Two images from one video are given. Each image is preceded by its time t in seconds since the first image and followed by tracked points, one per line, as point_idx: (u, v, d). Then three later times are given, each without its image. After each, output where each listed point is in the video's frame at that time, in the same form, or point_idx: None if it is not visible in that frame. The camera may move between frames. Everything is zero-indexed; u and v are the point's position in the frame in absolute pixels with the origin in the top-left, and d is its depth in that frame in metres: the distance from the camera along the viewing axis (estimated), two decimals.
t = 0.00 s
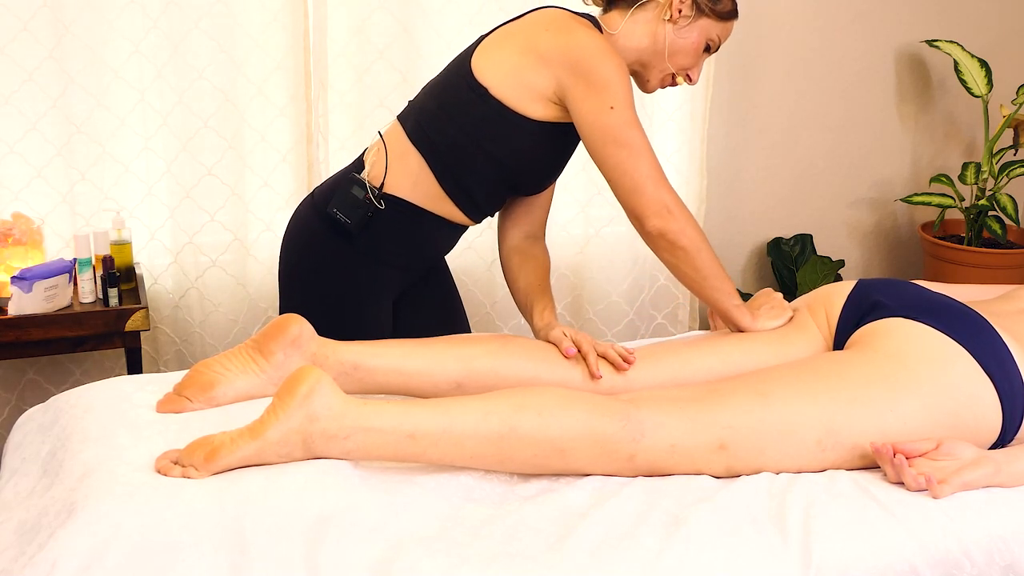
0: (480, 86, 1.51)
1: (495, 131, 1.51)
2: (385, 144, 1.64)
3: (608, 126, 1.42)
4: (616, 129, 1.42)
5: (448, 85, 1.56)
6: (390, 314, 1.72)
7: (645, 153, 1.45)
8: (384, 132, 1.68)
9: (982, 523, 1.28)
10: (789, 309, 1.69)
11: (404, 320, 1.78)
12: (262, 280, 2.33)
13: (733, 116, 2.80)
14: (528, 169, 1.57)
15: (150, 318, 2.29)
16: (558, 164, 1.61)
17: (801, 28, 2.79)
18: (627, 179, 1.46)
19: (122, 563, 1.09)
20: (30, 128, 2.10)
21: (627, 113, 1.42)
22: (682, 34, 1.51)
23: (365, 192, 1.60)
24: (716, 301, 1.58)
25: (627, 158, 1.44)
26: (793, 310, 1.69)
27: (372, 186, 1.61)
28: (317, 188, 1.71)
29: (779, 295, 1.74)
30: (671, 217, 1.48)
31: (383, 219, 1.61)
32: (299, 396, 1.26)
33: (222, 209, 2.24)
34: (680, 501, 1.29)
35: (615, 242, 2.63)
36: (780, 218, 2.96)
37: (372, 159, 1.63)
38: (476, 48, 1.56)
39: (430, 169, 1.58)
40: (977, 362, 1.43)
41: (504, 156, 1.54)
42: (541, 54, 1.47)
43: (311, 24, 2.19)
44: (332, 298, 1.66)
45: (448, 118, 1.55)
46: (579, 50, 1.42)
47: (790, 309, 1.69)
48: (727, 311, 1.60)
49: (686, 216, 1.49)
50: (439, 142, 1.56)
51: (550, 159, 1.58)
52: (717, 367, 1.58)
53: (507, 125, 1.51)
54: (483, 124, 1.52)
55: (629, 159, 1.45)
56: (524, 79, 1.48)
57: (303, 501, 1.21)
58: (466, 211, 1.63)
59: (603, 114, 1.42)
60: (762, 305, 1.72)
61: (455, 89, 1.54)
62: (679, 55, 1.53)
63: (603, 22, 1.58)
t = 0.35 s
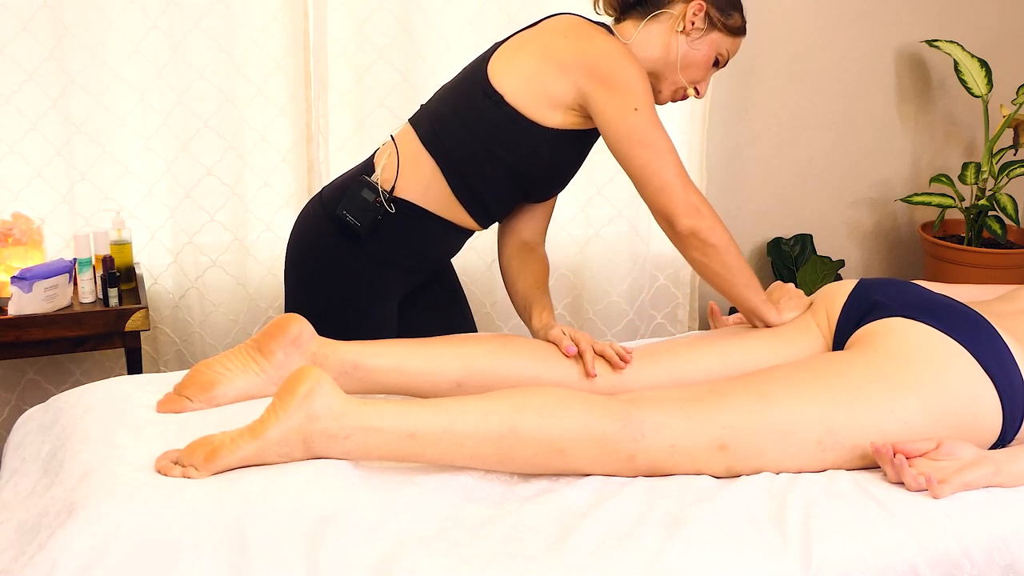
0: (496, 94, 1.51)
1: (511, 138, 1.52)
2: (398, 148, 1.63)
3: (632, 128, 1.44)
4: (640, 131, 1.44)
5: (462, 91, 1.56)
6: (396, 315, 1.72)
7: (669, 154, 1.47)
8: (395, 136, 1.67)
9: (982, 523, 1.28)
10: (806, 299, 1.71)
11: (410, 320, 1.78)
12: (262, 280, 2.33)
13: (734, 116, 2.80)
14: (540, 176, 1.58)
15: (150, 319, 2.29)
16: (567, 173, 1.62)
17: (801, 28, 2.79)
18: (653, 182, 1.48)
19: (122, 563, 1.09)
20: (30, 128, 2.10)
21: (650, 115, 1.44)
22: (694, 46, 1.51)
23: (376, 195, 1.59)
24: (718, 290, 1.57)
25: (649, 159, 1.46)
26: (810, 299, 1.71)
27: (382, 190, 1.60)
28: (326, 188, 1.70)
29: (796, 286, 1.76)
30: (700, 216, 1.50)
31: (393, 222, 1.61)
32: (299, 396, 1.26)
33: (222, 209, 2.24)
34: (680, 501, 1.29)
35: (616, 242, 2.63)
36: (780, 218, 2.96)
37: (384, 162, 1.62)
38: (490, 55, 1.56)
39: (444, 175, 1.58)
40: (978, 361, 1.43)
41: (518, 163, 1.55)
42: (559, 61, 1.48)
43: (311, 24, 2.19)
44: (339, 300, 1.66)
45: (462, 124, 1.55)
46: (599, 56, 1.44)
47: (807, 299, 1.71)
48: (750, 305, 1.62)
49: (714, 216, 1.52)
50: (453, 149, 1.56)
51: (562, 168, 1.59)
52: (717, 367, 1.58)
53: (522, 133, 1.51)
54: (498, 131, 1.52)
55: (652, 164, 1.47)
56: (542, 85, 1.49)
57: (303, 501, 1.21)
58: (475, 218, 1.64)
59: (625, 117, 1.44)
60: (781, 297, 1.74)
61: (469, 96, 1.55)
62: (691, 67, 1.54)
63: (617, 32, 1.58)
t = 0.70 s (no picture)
0: (501, 94, 1.51)
1: (514, 138, 1.52)
2: (400, 147, 1.64)
3: (645, 128, 1.44)
4: (653, 130, 1.44)
5: (466, 91, 1.56)
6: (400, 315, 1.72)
7: (683, 150, 1.46)
8: (398, 133, 1.68)
9: (982, 523, 1.28)
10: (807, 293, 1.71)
11: (414, 321, 1.78)
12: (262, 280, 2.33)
13: (734, 116, 2.80)
14: (542, 176, 1.59)
15: (150, 319, 2.29)
16: (571, 173, 1.62)
17: (801, 27, 2.79)
18: (672, 179, 1.47)
19: (122, 563, 1.09)
20: (30, 128, 2.10)
21: (662, 114, 1.44)
22: (696, 50, 1.52)
23: (379, 193, 1.60)
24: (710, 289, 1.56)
25: (666, 158, 1.46)
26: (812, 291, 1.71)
27: (385, 188, 1.60)
28: (328, 188, 1.71)
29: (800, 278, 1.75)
30: (720, 208, 1.50)
31: (396, 221, 1.61)
32: (299, 396, 1.26)
33: (222, 209, 2.24)
34: (680, 502, 1.29)
35: (616, 242, 2.63)
36: (780, 218, 2.96)
37: (387, 161, 1.63)
38: (495, 55, 1.56)
39: (448, 174, 1.58)
40: (978, 362, 1.43)
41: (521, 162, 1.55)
42: (563, 63, 1.48)
43: (311, 24, 2.19)
44: (341, 299, 1.66)
45: (466, 124, 1.55)
46: (608, 57, 1.45)
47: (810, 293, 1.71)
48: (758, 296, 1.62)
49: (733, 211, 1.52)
50: (456, 149, 1.56)
51: (564, 169, 1.59)
52: (716, 367, 1.58)
53: (526, 133, 1.52)
54: (503, 131, 1.52)
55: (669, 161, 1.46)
56: (548, 87, 1.49)
57: (303, 501, 1.21)
58: (477, 218, 1.64)
59: (637, 117, 1.44)
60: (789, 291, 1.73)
61: (473, 96, 1.55)
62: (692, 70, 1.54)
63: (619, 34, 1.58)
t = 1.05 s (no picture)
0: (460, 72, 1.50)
1: (475, 116, 1.51)
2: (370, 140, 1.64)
3: (577, 112, 1.37)
4: (586, 116, 1.37)
5: (429, 73, 1.56)
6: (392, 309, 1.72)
7: (616, 141, 1.38)
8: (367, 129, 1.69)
9: (982, 523, 1.28)
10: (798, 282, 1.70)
11: (408, 314, 1.79)
12: (262, 279, 2.34)
13: (733, 116, 2.80)
14: (511, 155, 1.56)
15: (150, 319, 2.29)
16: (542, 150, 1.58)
17: (801, 27, 2.79)
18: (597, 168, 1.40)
19: (122, 563, 1.09)
20: (30, 128, 2.10)
21: (600, 100, 1.37)
22: (659, 9, 1.49)
23: (351, 184, 1.60)
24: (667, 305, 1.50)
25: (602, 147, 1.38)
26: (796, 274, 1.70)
27: (357, 179, 1.61)
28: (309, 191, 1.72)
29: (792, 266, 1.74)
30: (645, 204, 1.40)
31: (371, 211, 1.61)
32: (299, 396, 1.26)
33: (222, 209, 2.24)
34: (680, 501, 1.29)
35: (615, 242, 2.63)
36: (780, 218, 2.96)
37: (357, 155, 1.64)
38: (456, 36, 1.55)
39: (415, 156, 1.58)
40: (975, 361, 1.43)
41: (486, 141, 1.53)
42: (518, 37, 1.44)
43: (311, 25, 2.19)
44: (331, 298, 1.65)
45: (430, 106, 1.54)
46: (558, 35, 1.39)
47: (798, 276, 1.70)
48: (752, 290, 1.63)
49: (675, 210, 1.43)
50: (422, 131, 1.56)
51: (531, 146, 1.56)
52: (716, 367, 1.58)
53: (485, 110, 1.50)
54: (465, 110, 1.51)
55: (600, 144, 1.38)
56: (502, 61, 1.46)
57: (303, 501, 1.21)
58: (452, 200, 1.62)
59: (575, 98, 1.37)
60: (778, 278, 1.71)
61: (436, 77, 1.54)
62: (659, 30, 1.52)
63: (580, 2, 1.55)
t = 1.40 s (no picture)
0: (412, 62, 1.50)
1: (429, 105, 1.50)
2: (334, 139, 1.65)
3: (505, 98, 1.37)
4: (515, 104, 1.37)
5: (386, 67, 1.56)
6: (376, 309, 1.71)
7: (540, 131, 1.38)
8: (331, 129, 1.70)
9: (983, 524, 1.28)
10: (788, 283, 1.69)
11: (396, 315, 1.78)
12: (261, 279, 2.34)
13: (733, 116, 2.80)
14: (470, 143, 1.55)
15: (150, 319, 2.29)
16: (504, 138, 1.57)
17: (800, 27, 2.79)
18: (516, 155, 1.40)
19: (122, 563, 1.09)
20: (30, 128, 2.10)
21: (529, 88, 1.36)
22: None
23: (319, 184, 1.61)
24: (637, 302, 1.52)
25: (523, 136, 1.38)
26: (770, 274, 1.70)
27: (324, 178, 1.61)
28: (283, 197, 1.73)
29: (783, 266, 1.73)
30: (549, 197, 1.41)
31: (341, 209, 1.61)
32: (299, 396, 1.26)
33: (221, 209, 2.24)
34: (680, 501, 1.29)
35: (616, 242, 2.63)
36: (780, 218, 2.96)
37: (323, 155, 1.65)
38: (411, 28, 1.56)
39: (375, 149, 1.58)
40: (975, 361, 1.43)
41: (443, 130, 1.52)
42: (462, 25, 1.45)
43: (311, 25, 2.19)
44: (313, 299, 1.66)
45: (387, 98, 1.55)
46: (501, 19, 1.39)
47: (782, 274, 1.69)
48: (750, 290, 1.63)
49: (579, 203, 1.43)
50: (381, 123, 1.56)
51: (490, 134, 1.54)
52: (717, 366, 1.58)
53: (438, 98, 1.49)
54: (421, 100, 1.51)
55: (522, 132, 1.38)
56: (447, 50, 1.46)
57: (304, 501, 1.21)
58: (421, 191, 1.61)
59: (505, 86, 1.37)
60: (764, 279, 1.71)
61: (391, 69, 1.54)
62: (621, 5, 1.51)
63: None
